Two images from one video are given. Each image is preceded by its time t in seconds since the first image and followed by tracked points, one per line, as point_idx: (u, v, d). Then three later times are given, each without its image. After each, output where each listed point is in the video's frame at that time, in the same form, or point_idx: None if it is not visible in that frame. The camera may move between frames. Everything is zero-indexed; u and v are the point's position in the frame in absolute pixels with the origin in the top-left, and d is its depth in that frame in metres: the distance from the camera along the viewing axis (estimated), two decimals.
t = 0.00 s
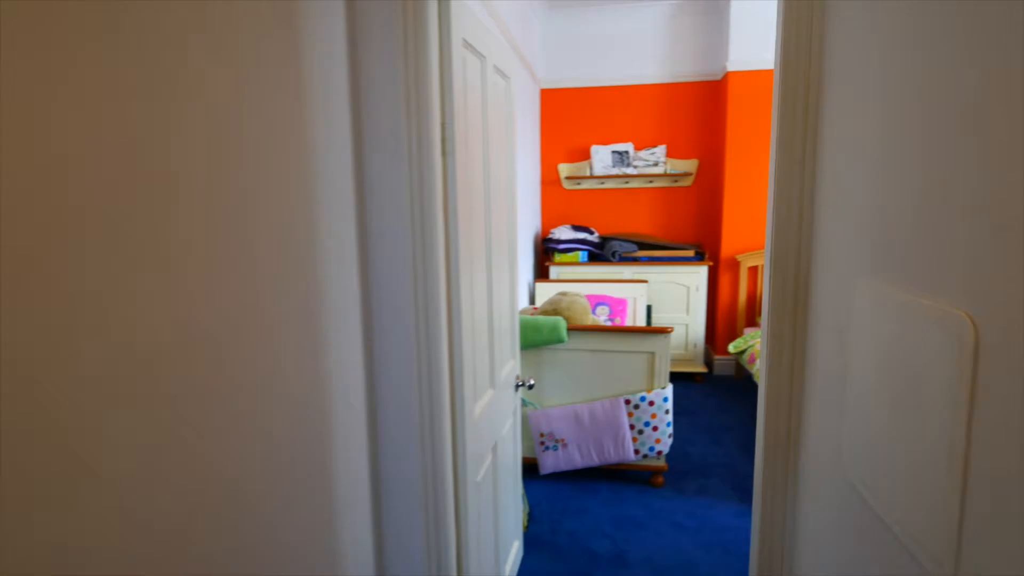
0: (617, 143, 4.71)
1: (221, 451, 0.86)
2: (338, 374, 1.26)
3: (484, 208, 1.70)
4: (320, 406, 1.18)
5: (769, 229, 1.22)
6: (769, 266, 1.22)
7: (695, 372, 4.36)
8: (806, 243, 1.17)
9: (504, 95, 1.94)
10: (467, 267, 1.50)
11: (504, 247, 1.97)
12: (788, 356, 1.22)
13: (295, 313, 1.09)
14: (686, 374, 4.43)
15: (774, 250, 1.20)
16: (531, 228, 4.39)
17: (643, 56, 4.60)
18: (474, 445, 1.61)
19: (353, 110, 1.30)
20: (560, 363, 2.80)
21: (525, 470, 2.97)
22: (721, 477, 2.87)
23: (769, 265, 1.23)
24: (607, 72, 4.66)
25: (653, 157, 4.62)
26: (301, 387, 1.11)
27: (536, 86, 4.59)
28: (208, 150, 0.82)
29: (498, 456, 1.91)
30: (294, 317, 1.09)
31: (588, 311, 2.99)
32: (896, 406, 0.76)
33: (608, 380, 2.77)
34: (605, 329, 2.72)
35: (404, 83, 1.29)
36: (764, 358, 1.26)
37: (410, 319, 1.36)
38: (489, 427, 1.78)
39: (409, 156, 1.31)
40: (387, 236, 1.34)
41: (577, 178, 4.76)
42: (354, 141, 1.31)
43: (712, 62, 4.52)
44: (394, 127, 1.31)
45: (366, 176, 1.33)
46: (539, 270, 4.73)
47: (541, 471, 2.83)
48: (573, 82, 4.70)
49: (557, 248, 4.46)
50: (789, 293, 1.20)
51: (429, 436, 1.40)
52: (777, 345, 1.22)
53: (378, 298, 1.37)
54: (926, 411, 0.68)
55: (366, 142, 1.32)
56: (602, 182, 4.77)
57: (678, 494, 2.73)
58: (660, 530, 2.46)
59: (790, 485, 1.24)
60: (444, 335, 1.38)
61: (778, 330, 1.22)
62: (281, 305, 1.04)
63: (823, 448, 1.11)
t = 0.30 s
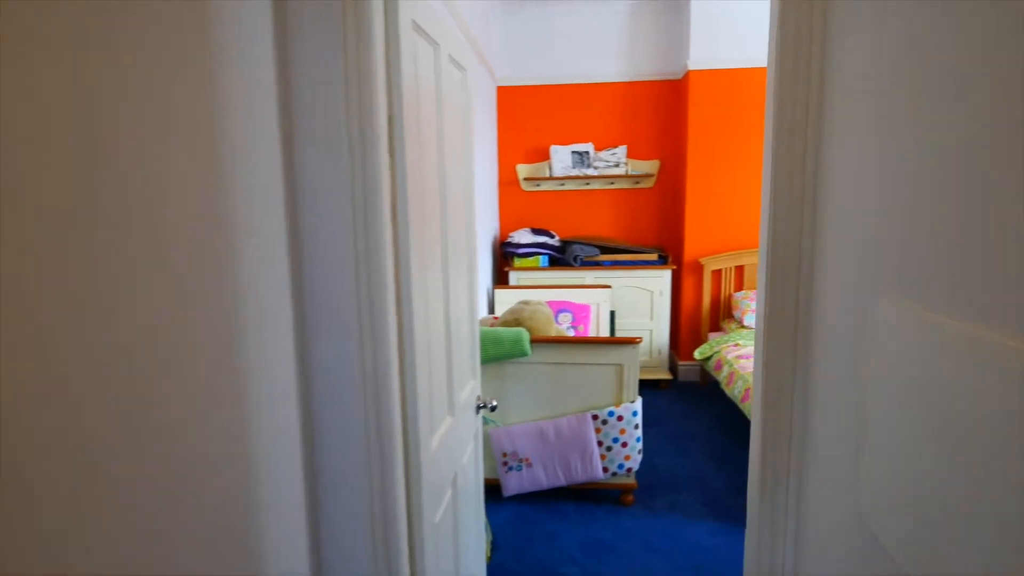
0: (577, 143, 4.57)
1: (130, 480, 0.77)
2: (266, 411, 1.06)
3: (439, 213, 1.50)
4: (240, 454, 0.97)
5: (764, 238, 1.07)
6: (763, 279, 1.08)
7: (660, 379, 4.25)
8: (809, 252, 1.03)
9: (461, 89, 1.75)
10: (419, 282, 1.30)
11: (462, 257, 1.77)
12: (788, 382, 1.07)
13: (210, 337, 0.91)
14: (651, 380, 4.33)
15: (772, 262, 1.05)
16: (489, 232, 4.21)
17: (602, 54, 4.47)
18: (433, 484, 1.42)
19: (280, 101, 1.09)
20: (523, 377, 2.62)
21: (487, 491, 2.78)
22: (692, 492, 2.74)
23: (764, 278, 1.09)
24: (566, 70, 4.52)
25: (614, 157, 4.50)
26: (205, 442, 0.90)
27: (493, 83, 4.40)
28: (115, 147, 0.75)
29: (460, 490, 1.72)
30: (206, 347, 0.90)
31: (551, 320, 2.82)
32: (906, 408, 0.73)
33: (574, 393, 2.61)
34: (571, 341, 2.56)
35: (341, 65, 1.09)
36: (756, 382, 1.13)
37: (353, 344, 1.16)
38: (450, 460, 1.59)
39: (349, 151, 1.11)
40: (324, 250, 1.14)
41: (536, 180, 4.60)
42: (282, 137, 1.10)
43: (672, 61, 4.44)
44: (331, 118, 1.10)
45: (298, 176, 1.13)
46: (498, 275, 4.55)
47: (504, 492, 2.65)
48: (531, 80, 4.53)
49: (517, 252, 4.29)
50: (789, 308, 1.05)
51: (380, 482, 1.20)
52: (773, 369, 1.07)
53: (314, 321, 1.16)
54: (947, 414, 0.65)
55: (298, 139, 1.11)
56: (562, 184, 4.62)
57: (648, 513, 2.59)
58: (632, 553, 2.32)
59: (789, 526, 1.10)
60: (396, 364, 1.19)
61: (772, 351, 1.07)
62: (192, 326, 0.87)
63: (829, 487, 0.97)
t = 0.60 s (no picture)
0: (543, 140, 4.44)
1: (17, 526, 0.61)
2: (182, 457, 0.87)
3: (395, 209, 1.34)
4: (156, 501, 0.80)
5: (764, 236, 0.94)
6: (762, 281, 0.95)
7: (631, 382, 4.16)
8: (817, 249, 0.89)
9: (420, 74, 1.59)
10: (371, 288, 1.13)
11: (423, 257, 1.61)
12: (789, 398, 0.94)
13: (117, 353, 0.74)
14: (622, 383, 4.23)
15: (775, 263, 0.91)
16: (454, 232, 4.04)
17: (568, 49, 4.35)
18: (391, 518, 1.26)
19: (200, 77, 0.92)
20: (491, 386, 2.46)
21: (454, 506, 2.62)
22: (669, 502, 2.64)
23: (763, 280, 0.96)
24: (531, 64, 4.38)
25: (581, 155, 4.39)
26: (101, 489, 0.71)
27: (456, 77, 4.24)
28: (39, 118, 0.63)
29: (423, 517, 1.56)
30: (111, 366, 0.73)
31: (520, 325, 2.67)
32: (921, 397, 0.68)
33: (545, 402, 2.47)
34: (541, 346, 2.41)
35: (273, 42, 0.92)
36: (755, 397, 1.00)
37: (292, 363, 0.99)
38: (411, 485, 1.43)
39: (285, 139, 0.94)
40: (256, 254, 0.97)
41: (502, 178, 4.45)
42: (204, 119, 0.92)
43: (639, 55, 4.34)
44: (261, 95, 0.93)
45: (223, 164, 0.95)
46: (463, 276, 4.39)
47: (472, 508, 2.48)
48: (494, 74, 4.38)
49: (483, 253, 4.13)
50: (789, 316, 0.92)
51: (326, 523, 1.04)
52: (777, 386, 0.94)
53: (246, 336, 0.99)
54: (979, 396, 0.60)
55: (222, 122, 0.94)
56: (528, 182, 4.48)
57: (624, 526, 2.47)
58: (609, 571, 2.19)
59: (794, 562, 0.97)
60: (342, 385, 1.02)
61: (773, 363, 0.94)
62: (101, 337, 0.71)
63: (847, 520, 0.85)
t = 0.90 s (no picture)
0: (509, 136, 4.25)
1: None
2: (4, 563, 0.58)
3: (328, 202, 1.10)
4: None
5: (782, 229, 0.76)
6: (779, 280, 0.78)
7: (604, 388, 4.00)
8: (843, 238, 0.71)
9: (365, 52, 1.38)
10: (292, 299, 0.90)
11: (369, 261, 1.38)
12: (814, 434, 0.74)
13: None
14: (593, 389, 4.06)
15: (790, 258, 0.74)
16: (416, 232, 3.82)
17: (535, 41, 4.16)
18: None
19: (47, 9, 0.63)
20: (455, 400, 2.25)
21: (415, 532, 2.40)
22: (647, 521, 2.46)
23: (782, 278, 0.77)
24: (497, 56, 4.18)
25: (550, 151, 4.21)
26: None
27: (417, 68, 4.00)
28: None
29: (371, 564, 1.35)
30: None
31: (486, 333, 2.47)
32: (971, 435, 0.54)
33: (513, 417, 2.27)
34: (509, 357, 2.21)
35: None
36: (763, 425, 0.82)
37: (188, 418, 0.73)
38: (354, 532, 1.21)
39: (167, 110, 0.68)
40: (137, 269, 0.69)
41: (467, 175, 4.24)
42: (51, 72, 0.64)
43: (608, 49, 4.19)
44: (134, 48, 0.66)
45: (84, 144, 0.67)
46: (427, 279, 4.17)
47: (435, 535, 2.27)
48: (458, 65, 4.17)
49: (448, 255, 3.92)
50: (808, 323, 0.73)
51: None
52: (793, 409, 0.75)
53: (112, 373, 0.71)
54: None
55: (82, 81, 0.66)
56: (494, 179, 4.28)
57: (600, 550, 2.29)
58: None
59: None
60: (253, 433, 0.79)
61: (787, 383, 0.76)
62: None
63: None
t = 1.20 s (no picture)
0: (486, 133, 4.08)
1: None
2: None
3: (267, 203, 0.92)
4: None
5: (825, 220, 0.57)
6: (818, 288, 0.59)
7: (587, 396, 3.85)
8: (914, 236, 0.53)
9: (317, 32, 1.20)
10: (208, 326, 0.71)
11: (325, 270, 1.20)
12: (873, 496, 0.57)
13: None
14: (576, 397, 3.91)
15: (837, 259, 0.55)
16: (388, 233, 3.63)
17: (512, 34, 4.01)
18: None
19: None
20: (427, 418, 2.07)
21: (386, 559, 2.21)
22: (637, 541, 2.31)
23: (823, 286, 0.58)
24: (472, 50, 4.00)
25: (528, 149, 4.05)
26: None
27: (388, 62, 3.81)
28: None
29: None
30: None
31: (462, 344, 2.29)
32: None
33: (491, 435, 2.10)
34: (487, 370, 2.04)
35: None
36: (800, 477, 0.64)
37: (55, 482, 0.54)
38: None
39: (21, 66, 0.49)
40: None
41: (442, 174, 4.06)
42: None
43: (587, 44, 4.04)
44: None
45: None
46: (401, 283, 3.98)
47: (408, 563, 2.08)
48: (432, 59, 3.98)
49: (422, 258, 3.73)
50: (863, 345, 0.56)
51: None
52: (849, 466, 0.57)
53: None
54: None
55: None
56: (470, 178, 4.11)
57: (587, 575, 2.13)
58: None
59: None
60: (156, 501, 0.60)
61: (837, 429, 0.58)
62: None
63: None
